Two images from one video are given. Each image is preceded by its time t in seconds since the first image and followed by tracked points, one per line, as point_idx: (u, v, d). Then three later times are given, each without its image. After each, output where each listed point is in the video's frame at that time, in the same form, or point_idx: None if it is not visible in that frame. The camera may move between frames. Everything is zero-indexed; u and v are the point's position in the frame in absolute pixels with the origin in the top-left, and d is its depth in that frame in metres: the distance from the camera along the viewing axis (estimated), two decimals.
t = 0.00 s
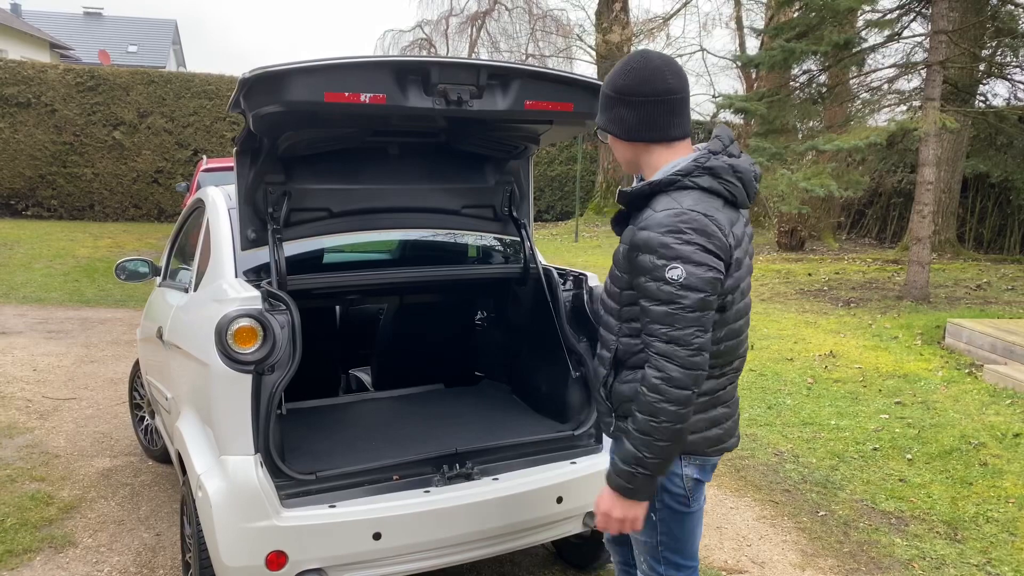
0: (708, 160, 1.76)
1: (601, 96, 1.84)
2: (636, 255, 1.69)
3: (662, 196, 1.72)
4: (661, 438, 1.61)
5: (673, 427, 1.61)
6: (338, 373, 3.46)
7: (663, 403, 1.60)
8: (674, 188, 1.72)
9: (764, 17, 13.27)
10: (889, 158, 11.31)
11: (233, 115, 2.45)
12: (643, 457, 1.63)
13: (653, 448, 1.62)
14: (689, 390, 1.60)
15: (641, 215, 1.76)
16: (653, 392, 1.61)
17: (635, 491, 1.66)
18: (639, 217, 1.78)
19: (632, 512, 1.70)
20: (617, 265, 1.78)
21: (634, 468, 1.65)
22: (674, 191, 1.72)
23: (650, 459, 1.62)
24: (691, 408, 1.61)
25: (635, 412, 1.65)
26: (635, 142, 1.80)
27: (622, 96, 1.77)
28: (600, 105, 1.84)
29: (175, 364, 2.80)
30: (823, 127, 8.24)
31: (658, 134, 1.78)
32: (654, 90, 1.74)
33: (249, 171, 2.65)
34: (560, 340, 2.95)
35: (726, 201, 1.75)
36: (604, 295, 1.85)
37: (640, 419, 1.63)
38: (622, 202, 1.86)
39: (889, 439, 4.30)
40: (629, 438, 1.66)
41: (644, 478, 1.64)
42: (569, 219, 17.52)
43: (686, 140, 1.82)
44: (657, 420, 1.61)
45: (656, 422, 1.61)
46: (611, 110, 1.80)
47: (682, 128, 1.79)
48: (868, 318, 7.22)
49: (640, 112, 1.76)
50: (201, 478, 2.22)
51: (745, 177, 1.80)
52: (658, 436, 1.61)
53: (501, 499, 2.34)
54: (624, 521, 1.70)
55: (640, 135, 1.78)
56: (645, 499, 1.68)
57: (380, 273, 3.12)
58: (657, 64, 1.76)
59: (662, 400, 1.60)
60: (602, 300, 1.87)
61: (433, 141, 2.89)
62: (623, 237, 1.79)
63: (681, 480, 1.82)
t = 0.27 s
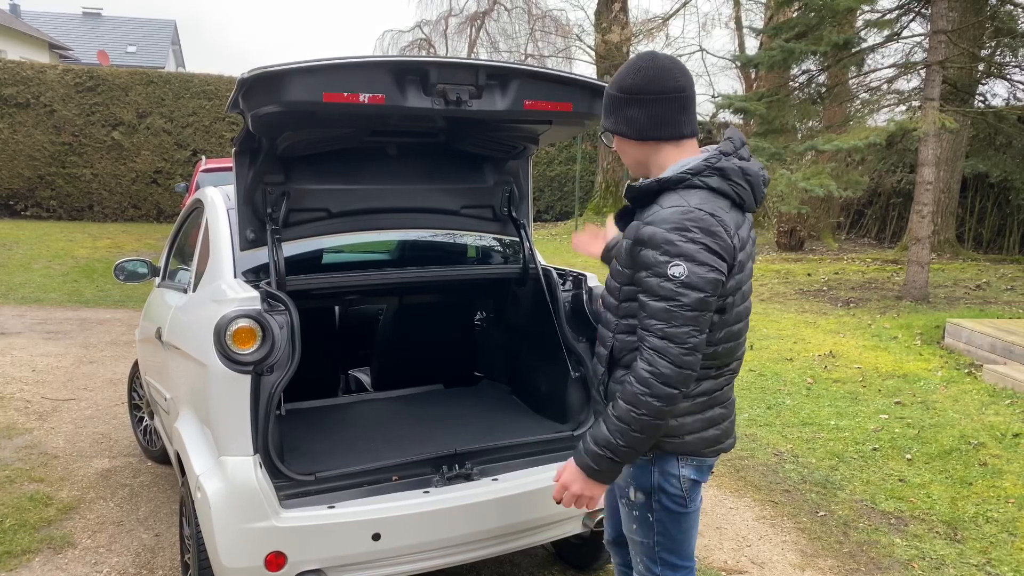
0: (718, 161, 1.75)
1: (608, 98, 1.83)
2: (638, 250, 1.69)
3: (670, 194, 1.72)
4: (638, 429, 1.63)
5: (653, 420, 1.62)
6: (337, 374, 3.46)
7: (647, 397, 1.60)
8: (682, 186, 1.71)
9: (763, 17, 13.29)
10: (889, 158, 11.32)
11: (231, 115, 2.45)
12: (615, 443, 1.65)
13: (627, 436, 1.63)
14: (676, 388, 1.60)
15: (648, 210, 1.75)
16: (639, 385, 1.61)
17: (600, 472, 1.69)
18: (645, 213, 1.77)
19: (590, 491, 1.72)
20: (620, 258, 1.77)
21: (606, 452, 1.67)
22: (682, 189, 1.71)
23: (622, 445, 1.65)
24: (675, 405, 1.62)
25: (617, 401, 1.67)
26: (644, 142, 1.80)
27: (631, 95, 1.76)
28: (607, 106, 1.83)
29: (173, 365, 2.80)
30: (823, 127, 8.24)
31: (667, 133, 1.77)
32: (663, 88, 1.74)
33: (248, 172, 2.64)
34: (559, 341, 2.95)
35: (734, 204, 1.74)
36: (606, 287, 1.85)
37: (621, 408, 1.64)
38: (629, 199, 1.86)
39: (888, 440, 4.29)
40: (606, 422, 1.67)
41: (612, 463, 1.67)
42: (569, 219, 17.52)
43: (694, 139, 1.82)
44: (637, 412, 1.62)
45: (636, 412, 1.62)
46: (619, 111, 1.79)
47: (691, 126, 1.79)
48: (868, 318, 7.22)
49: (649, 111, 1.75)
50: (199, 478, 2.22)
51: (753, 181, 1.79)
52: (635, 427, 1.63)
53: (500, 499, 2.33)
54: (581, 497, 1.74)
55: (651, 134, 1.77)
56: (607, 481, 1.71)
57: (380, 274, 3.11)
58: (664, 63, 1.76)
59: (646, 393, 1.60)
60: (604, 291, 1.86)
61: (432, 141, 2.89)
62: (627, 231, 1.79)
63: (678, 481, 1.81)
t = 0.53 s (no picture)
0: (711, 161, 1.75)
1: (603, 98, 1.80)
2: (635, 253, 1.68)
3: (664, 195, 1.71)
4: (651, 434, 1.62)
5: (664, 424, 1.62)
6: (335, 374, 3.46)
7: (655, 400, 1.60)
8: (676, 187, 1.71)
9: (761, 17, 13.31)
10: (887, 159, 11.33)
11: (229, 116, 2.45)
12: (632, 451, 1.65)
13: (642, 442, 1.63)
14: (681, 389, 1.60)
15: (643, 213, 1.74)
16: (646, 389, 1.61)
17: (623, 484, 1.68)
18: (640, 215, 1.76)
19: (620, 504, 1.71)
20: (614, 262, 1.77)
21: (624, 462, 1.66)
22: (676, 190, 1.70)
23: (639, 453, 1.64)
24: (682, 406, 1.62)
25: (625, 406, 1.66)
26: (643, 142, 1.79)
27: (631, 95, 1.75)
28: (602, 107, 1.80)
29: (171, 365, 2.80)
30: (821, 127, 8.26)
31: (665, 133, 1.77)
32: (663, 87, 1.74)
33: (245, 172, 2.65)
34: (557, 341, 2.95)
35: (728, 203, 1.74)
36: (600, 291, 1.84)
37: (631, 414, 1.64)
38: (622, 203, 1.85)
39: (886, 440, 4.30)
40: (619, 431, 1.67)
41: (633, 473, 1.66)
42: (567, 220, 17.54)
43: (688, 140, 1.84)
44: (647, 416, 1.61)
45: (646, 417, 1.61)
46: (617, 111, 1.77)
47: (686, 126, 1.81)
48: (866, 318, 7.23)
49: (649, 110, 1.75)
50: (196, 479, 2.22)
51: (746, 180, 1.79)
52: (647, 432, 1.62)
53: (497, 500, 2.34)
54: (609, 512, 1.72)
55: (651, 134, 1.77)
56: (632, 492, 1.70)
57: (378, 274, 3.11)
58: (660, 63, 1.77)
59: (654, 396, 1.60)
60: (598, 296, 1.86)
61: (430, 141, 2.89)
62: (622, 235, 1.78)
63: (672, 479, 1.82)
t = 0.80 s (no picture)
0: (713, 159, 1.76)
1: (598, 99, 1.78)
2: (646, 253, 1.67)
3: (670, 194, 1.71)
4: (675, 433, 1.62)
5: (687, 422, 1.61)
6: (332, 375, 3.45)
7: (678, 399, 1.60)
8: (681, 186, 1.71)
9: (759, 18, 13.32)
10: (884, 159, 11.35)
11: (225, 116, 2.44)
12: (657, 453, 1.63)
13: (666, 442, 1.62)
14: (703, 386, 1.60)
15: (649, 213, 1.74)
16: (668, 388, 1.61)
17: (646, 486, 1.66)
18: (645, 216, 1.76)
19: (642, 506, 1.70)
20: (621, 264, 1.76)
21: (650, 464, 1.64)
22: (682, 188, 1.71)
23: (665, 454, 1.62)
24: (703, 403, 1.62)
25: (646, 407, 1.65)
26: (641, 143, 1.78)
27: (630, 95, 1.74)
28: (599, 107, 1.78)
29: (168, 366, 2.79)
30: (818, 127, 8.27)
31: (664, 132, 1.78)
32: (661, 87, 1.74)
33: (241, 173, 2.65)
34: (554, 342, 2.95)
35: (730, 200, 1.76)
36: (602, 294, 1.83)
37: (653, 414, 1.62)
38: (622, 204, 1.84)
39: (884, 440, 4.30)
40: (640, 433, 1.65)
41: (658, 474, 1.64)
42: (565, 220, 17.55)
43: (682, 140, 1.85)
44: (670, 416, 1.61)
45: (669, 417, 1.61)
46: (616, 111, 1.76)
47: (682, 127, 1.82)
48: (863, 318, 7.24)
49: (650, 110, 1.74)
50: (193, 480, 2.22)
51: (745, 176, 1.81)
52: (671, 431, 1.61)
53: (494, 501, 2.33)
54: (632, 514, 1.71)
55: (650, 134, 1.77)
56: (654, 493, 1.68)
57: (376, 275, 3.11)
58: (656, 63, 1.77)
59: (677, 395, 1.60)
60: (600, 299, 1.84)
61: (427, 142, 2.89)
62: (626, 236, 1.77)
63: (675, 477, 1.82)
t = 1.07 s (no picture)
0: (710, 157, 1.76)
1: (599, 97, 1.78)
2: (646, 251, 1.68)
3: (669, 192, 1.71)
4: (677, 431, 1.62)
5: (689, 419, 1.61)
6: (330, 375, 3.45)
7: (679, 397, 1.60)
8: (679, 184, 1.72)
9: (756, 18, 13.33)
10: (881, 160, 11.37)
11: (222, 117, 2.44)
12: (660, 451, 1.63)
13: (669, 440, 1.62)
14: (704, 384, 1.60)
15: (647, 212, 1.74)
16: (669, 386, 1.61)
17: (654, 486, 1.66)
18: (643, 215, 1.76)
19: (653, 507, 1.70)
20: (620, 263, 1.76)
21: (653, 462, 1.64)
22: (680, 187, 1.71)
23: (667, 452, 1.63)
24: (704, 400, 1.62)
25: (647, 405, 1.65)
26: (640, 141, 1.79)
27: (631, 94, 1.74)
28: (598, 105, 1.78)
29: (165, 368, 2.79)
30: (815, 128, 8.29)
31: (664, 132, 1.79)
32: (661, 87, 1.75)
33: (238, 174, 2.65)
34: (552, 342, 2.95)
35: (728, 199, 1.76)
36: (601, 294, 1.83)
37: (655, 412, 1.62)
38: (620, 204, 1.84)
39: (880, 440, 4.31)
40: (644, 431, 1.65)
41: (661, 472, 1.64)
42: (562, 220, 17.56)
43: (680, 140, 1.86)
44: (670, 413, 1.61)
45: (672, 414, 1.61)
46: (616, 110, 1.76)
47: (680, 127, 1.82)
48: (860, 318, 7.25)
49: (649, 109, 1.75)
50: (190, 481, 2.21)
51: (741, 175, 1.81)
52: (673, 429, 1.61)
53: (492, 501, 2.33)
54: (642, 516, 1.71)
55: (649, 133, 1.77)
56: (662, 494, 1.68)
57: (374, 276, 3.11)
58: (655, 63, 1.77)
59: (678, 393, 1.60)
60: (598, 299, 1.84)
61: (424, 142, 2.89)
62: (624, 235, 1.77)
63: (674, 477, 1.82)
